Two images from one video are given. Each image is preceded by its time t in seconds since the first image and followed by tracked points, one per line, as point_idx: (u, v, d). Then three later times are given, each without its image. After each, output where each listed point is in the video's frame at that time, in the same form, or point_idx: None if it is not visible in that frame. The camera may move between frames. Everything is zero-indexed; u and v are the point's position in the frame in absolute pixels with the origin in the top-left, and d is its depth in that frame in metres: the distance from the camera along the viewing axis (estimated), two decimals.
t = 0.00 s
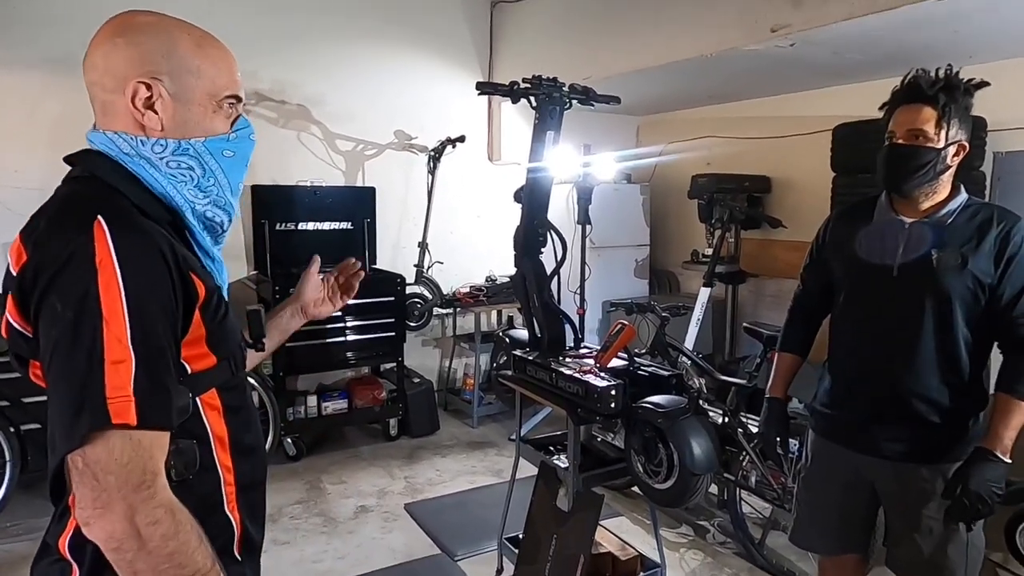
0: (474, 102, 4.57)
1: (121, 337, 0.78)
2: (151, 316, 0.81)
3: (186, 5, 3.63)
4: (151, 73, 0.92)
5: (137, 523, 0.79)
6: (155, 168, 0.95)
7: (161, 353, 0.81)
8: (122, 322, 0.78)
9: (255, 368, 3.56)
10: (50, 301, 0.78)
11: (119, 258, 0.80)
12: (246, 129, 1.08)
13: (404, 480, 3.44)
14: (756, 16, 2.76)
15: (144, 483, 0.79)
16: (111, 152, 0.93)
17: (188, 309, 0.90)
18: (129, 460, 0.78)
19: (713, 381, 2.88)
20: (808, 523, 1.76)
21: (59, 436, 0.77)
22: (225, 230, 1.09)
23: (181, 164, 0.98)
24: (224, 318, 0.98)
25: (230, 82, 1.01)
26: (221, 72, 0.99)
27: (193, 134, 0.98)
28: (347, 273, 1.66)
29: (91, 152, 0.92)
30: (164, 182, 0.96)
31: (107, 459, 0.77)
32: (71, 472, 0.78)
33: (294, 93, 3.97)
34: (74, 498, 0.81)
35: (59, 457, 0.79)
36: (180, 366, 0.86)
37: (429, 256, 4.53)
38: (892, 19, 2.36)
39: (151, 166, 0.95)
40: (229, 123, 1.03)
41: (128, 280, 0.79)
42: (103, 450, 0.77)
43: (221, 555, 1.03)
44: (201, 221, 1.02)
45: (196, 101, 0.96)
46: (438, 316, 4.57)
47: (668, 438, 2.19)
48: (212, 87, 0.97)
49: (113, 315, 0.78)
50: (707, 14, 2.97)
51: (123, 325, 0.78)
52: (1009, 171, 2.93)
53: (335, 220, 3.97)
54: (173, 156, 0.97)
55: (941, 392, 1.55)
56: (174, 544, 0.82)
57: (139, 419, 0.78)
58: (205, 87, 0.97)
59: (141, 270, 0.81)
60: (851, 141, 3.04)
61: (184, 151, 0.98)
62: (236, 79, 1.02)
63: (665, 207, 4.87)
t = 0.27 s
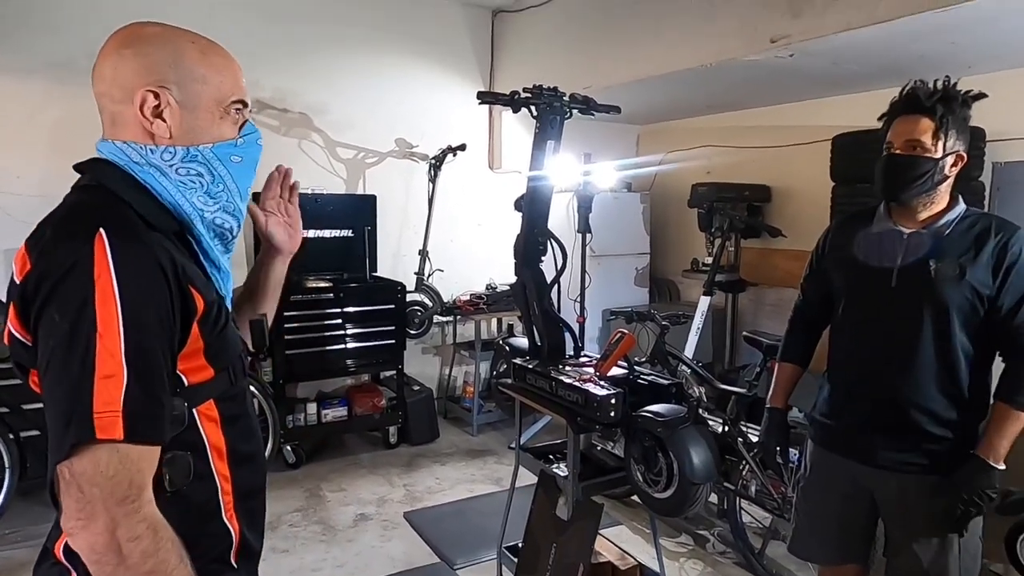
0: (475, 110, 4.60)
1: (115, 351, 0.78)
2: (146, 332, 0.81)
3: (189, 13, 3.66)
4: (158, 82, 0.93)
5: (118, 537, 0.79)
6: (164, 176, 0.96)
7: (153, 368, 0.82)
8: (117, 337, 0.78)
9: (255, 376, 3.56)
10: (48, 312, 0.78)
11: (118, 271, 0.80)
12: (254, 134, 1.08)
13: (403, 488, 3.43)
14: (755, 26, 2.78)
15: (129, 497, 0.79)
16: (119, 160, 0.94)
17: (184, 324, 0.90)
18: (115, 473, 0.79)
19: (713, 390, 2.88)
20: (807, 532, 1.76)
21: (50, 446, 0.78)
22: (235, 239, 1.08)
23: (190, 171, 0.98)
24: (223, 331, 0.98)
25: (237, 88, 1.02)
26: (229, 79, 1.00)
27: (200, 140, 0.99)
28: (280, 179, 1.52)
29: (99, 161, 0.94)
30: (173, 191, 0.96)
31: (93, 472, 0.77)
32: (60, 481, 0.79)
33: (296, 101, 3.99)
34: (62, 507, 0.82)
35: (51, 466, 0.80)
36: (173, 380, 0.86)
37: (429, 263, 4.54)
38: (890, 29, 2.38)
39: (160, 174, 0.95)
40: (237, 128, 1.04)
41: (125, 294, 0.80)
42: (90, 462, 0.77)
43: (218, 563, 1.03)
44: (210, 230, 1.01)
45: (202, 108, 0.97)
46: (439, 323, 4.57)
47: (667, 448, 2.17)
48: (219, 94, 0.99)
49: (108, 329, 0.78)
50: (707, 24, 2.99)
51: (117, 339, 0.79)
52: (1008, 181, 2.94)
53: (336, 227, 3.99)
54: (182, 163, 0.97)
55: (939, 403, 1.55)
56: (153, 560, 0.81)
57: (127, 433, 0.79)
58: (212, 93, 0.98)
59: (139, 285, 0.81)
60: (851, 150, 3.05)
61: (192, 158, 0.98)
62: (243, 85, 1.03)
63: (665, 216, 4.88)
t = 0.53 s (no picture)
0: (485, 119, 4.62)
1: (131, 375, 0.80)
2: (162, 357, 0.82)
3: (204, 27, 3.71)
4: (191, 100, 0.95)
5: (115, 562, 0.79)
6: (194, 193, 0.98)
7: (167, 393, 0.83)
8: (132, 363, 0.80)
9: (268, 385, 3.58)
10: (68, 334, 0.80)
11: (137, 296, 0.82)
12: (282, 151, 1.10)
13: (415, 496, 3.44)
14: (765, 33, 2.78)
15: (129, 523, 0.80)
16: (149, 175, 0.95)
17: (203, 347, 0.91)
18: (119, 497, 0.79)
19: (726, 398, 2.87)
20: (820, 543, 1.75)
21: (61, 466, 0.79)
22: (259, 253, 1.11)
23: (219, 188, 1.01)
24: (240, 352, 0.99)
25: (267, 106, 1.04)
26: (259, 97, 1.01)
27: (230, 158, 1.00)
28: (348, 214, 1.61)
29: (128, 176, 0.95)
30: (202, 208, 0.99)
31: (98, 494, 0.78)
32: (68, 501, 0.80)
33: (309, 111, 4.03)
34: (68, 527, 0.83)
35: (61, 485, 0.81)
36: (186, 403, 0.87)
37: (441, 272, 4.55)
38: (901, 35, 2.37)
39: (190, 191, 0.98)
40: (266, 145, 1.06)
41: (143, 318, 0.81)
42: (96, 484, 0.78)
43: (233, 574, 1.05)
44: (236, 244, 1.04)
45: (234, 127, 0.99)
46: (451, 331, 4.58)
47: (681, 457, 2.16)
48: (251, 113, 1.00)
49: (124, 353, 0.80)
50: (716, 32, 2.99)
51: (133, 364, 0.80)
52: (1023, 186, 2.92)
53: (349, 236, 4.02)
54: (212, 180, 1.00)
55: (954, 412, 1.54)
56: None
57: (134, 458, 0.80)
58: (244, 113, 0.99)
59: (157, 310, 0.83)
60: (863, 156, 3.04)
61: (223, 174, 1.01)
62: (273, 104, 1.05)
63: (677, 223, 4.87)
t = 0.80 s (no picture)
0: (510, 123, 4.63)
1: (177, 380, 0.82)
2: (206, 362, 0.84)
3: (233, 36, 3.78)
4: (234, 110, 0.97)
5: (167, 561, 0.81)
6: (233, 201, 1.00)
7: (211, 397, 0.85)
8: (178, 368, 0.82)
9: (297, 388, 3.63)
10: (116, 339, 0.82)
11: (182, 303, 0.84)
12: (319, 163, 1.12)
13: (442, 499, 3.45)
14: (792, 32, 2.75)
15: (179, 524, 0.82)
16: (191, 183, 0.98)
17: (243, 352, 0.93)
18: (169, 498, 0.81)
19: (755, 402, 2.83)
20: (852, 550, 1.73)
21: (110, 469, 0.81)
22: (293, 262, 1.12)
23: (258, 197, 1.03)
24: (277, 358, 1.01)
25: (308, 120, 1.06)
26: (301, 110, 1.03)
27: (269, 169, 1.02)
28: (384, 240, 1.63)
29: (171, 183, 0.98)
30: (240, 216, 1.01)
31: (150, 495, 0.80)
32: (118, 503, 0.82)
33: (336, 118, 4.08)
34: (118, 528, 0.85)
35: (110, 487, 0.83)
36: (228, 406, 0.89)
37: (466, 275, 4.57)
38: (934, 32, 2.33)
39: (229, 199, 1.00)
40: (304, 158, 1.07)
41: (188, 324, 0.83)
42: (147, 485, 0.80)
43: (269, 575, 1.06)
44: (272, 254, 1.06)
45: (275, 139, 1.01)
46: (476, 335, 4.59)
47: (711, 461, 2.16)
48: (291, 125, 1.02)
49: (171, 359, 0.82)
50: (742, 32, 2.97)
51: (179, 369, 0.82)
52: None
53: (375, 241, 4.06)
54: (251, 189, 1.02)
55: (990, 417, 1.51)
56: None
57: (182, 461, 0.82)
58: (285, 125, 1.01)
59: (201, 316, 0.85)
60: (894, 155, 2.99)
61: (261, 184, 1.02)
62: (314, 118, 1.07)
63: (703, 225, 4.83)
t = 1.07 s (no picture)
0: (531, 119, 4.63)
1: (217, 376, 0.83)
2: (243, 357, 0.86)
3: (257, 40, 3.83)
4: (258, 111, 0.98)
5: (217, 553, 0.82)
6: (259, 201, 1.02)
7: (249, 392, 0.86)
8: (217, 363, 0.83)
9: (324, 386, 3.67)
10: (156, 338, 0.84)
11: (219, 300, 0.85)
12: (341, 163, 1.13)
13: (469, 496, 3.47)
14: (818, 22, 2.70)
15: (227, 515, 0.83)
16: (218, 184, 1.00)
17: (277, 348, 0.94)
18: (216, 490, 0.82)
19: (784, 397, 2.79)
20: (885, 547, 1.69)
21: (154, 465, 0.82)
22: (318, 261, 1.12)
23: (282, 197, 1.04)
24: (309, 353, 1.03)
25: (331, 120, 1.07)
26: (324, 110, 1.04)
27: (293, 168, 1.03)
28: (408, 236, 1.65)
29: (199, 184, 0.99)
30: (265, 215, 1.02)
31: (197, 489, 0.82)
32: (165, 498, 0.83)
33: (359, 118, 4.11)
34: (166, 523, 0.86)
35: (155, 484, 0.84)
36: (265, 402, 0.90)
37: (489, 273, 4.58)
38: (967, 17, 2.27)
39: (255, 199, 1.01)
40: (327, 158, 1.08)
41: (225, 321, 0.85)
42: (193, 479, 0.82)
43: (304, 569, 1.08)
44: (298, 253, 1.07)
45: (299, 138, 1.02)
46: (501, 332, 4.60)
47: (740, 456, 2.13)
48: (315, 125, 1.03)
49: (210, 355, 0.83)
50: (767, 22, 2.93)
51: (218, 365, 0.83)
52: None
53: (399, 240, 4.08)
54: (275, 189, 1.03)
55: None
56: None
57: (226, 455, 0.83)
58: (309, 125, 1.02)
59: (237, 312, 0.86)
60: (926, 144, 2.92)
61: (286, 184, 1.03)
62: (336, 118, 1.08)
63: (728, 219, 4.78)
